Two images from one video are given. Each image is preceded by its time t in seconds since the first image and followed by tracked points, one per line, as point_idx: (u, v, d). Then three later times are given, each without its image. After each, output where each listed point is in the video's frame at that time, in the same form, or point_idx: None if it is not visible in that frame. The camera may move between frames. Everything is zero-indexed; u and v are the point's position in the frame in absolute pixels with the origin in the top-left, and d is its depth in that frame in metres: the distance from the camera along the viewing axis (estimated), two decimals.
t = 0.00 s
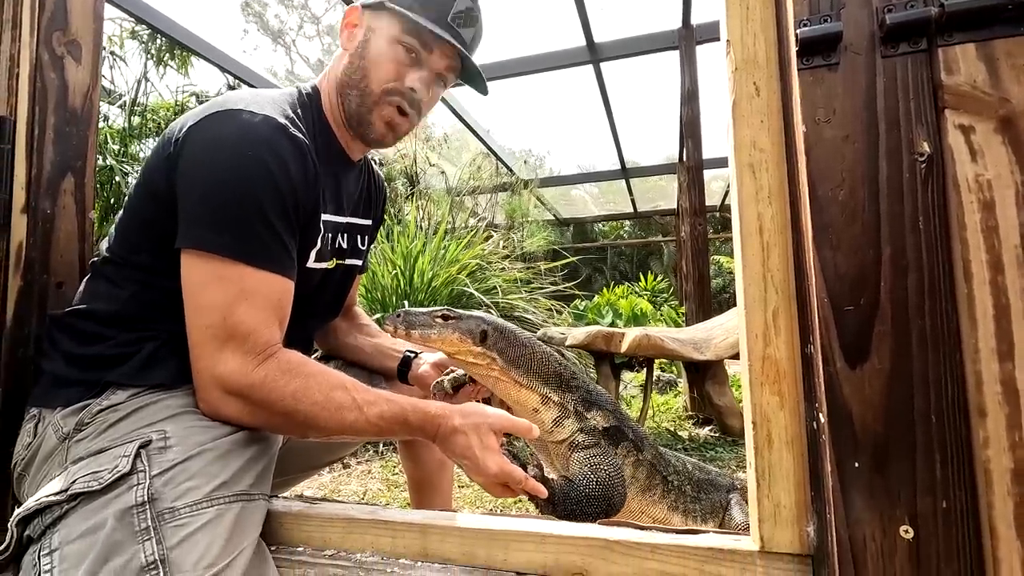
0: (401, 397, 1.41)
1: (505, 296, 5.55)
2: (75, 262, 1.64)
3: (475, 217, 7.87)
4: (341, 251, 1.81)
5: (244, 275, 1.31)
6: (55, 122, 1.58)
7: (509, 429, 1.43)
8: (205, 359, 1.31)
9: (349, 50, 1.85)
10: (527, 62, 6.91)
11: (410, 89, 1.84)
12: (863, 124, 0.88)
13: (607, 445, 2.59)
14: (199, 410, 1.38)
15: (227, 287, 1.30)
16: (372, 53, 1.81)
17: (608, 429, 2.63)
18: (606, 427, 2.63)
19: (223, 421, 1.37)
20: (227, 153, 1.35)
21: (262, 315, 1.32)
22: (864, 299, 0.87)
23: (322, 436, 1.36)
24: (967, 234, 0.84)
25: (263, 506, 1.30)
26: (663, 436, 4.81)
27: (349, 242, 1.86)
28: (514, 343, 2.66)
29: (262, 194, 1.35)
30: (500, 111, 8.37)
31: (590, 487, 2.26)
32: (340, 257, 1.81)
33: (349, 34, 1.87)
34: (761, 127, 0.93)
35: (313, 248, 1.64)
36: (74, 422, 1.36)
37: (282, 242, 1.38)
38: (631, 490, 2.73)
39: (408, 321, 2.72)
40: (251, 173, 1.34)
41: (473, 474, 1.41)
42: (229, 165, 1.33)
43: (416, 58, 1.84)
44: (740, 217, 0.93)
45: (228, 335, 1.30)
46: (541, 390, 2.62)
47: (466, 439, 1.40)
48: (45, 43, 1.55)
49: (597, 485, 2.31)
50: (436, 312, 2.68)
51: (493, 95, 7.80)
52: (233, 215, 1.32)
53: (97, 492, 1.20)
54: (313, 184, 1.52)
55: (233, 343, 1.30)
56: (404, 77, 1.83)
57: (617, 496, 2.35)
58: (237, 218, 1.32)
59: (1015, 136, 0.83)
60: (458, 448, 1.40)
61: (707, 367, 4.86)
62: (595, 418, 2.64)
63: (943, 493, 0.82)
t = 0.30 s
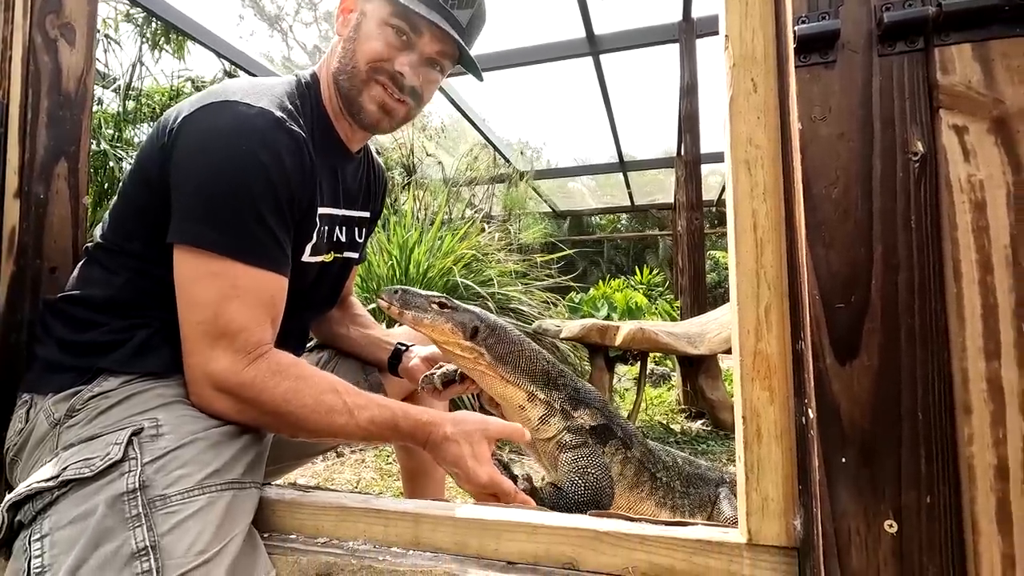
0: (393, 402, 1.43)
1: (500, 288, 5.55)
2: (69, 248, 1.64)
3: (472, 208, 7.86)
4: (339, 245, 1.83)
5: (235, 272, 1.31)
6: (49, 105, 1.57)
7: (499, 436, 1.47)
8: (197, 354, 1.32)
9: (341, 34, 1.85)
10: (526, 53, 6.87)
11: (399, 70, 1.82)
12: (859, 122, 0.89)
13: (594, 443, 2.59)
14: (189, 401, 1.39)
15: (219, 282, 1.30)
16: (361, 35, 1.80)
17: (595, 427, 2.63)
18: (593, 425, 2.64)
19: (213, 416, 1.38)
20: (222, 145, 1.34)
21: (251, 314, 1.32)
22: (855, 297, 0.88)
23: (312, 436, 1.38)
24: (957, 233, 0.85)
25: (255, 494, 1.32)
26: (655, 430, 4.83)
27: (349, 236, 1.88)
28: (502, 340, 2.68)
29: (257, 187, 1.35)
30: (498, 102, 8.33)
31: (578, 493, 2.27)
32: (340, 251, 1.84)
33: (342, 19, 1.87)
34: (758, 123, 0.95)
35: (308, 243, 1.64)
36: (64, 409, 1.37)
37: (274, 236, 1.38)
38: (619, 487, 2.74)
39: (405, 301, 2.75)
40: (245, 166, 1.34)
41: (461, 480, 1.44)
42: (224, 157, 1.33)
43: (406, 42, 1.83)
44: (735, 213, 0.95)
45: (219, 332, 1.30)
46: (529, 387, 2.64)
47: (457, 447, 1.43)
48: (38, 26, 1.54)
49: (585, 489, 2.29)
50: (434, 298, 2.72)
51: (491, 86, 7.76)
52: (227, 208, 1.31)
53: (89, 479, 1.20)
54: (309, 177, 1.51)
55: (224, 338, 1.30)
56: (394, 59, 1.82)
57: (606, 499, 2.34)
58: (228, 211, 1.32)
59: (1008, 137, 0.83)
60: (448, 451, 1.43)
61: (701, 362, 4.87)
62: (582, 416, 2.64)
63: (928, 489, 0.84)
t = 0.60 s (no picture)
0: (389, 413, 1.42)
1: (500, 289, 5.55)
2: (71, 245, 1.64)
3: (472, 209, 7.87)
4: (345, 248, 1.84)
5: (235, 276, 1.32)
6: (53, 103, 1.57)
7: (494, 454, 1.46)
8: (195, 356, 1.33)
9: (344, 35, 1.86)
10: (528, 56, 6.90)
11: (400, 70, 1.83)
12: (857, 134, 0.90)
13: (588, 452, 2.61)
14: (186, 400, 1.39)
15: (218, 285, 1.31)
16: (363, 35, 1.82)
17: (589, 437, 2.65)
18: (587, 435, 2.66)
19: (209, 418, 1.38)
20: (223, 147, 1.35)
21: (248, 317, 1.33)
22: (851, 306, 0.89)
23: (304, 444, 1.37)
24: (954, 244, 0.86)
25: (252, 493, 1.32)
26: (652, 434, 4.84)
27: (355, 238, 1.90)
28: (498, 345, 2.68)
29: (257, 189, 1.35)
30: (500, 104, 8.36)
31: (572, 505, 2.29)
32: (344, 254, 1.85)
33: (347, 20, 1.88)
34: (759, 131, 0.96)
35: (311, 244, 1.65)
36: (63, 405, 1.37)
37: (272, 238, 1.38)
38: (612, 496, 2.75)
39: (400, 300, 2.66)
40: (245, 167, 1.34)
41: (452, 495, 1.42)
42: (224, 159, 1.34)
43: (409, 41, 1.85)
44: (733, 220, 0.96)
45: (216, 335, 1.31)
46: (523, 394, 2.66)
47: (451, 463, 1.41)
48: (44, 24, 1.55)
49: (578, 502, 2.31)
50: (432, 300, 2.64)
51: (493, 88, 7.79)
52: (227, 209, 1.32)
53: (88, 476, 1.21)
54: (309, 179, 1.52)
55: (222, 340, 1.31)
56: (395, 59, 1.82)
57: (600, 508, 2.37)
58: (227, 212, 1.32)
59: (1004, 150, 0.84)
60: (442, 466, 1.41)
61: (698, 366, 4.88)
62: (575, 425, 2.66)
63: (922, 497, 0.84)
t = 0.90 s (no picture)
0: (396, 409, 1.42)
1: (505, 284, 5.55)
2: (82, 236, 1.65)
3: (478, 203, 7.86)
4: (353, 241, 1.84)
5: (245, 272, 1.32)
6: (64, 94, 1.58)
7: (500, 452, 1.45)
8: (205, 351, 1.33)
9: (365, 42, 1.77)
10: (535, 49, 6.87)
11: (427, 90, 1.77)
12: (872, 126, 0.89)
13: (595, 451, 2.61)
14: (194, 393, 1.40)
15: (227, 280, 1.31)
16: (388, 52, 1.73)
17: (596, 435, 2.66)
18: (594, 433, 2.66)
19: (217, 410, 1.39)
20: (232, 141, 1.35)
21: (258, 312, 1.33)
22: (864, 300, 0.88)
23: (309, 438, 1.37)
24: (969, 239, 0.85)
25: (262, 483, 1.33)
26: (657, 429, 4.84)
27: (362, 232, 1.90)
28: (506, 339, 2.68)
29: (266, 184, 1.36)
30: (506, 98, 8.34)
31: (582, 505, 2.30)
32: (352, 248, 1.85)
33: (363, 21, 1.76)
34: (770, 125, 0.95)
35: (319, 239, 1.65)
36: (75, 395, 1.38)
37: (281, 233, 1.39)
38: (617, 493, 2.76)
39: (410, 289, 2.68)
40: (254, 163, 1.34)
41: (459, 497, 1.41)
42: (234, 154, 1.34)
43: (434, 60, 1.74)
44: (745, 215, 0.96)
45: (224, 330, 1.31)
46: (531, 392, 2.64)
47: (458, 460, 1.41)
48: (54, 15, 1.55)
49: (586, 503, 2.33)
50: (441, 291, 2.66)
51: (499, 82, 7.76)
52: (236, 204, 1.32)
53: (101, 465, 1.21)
54: (318, 174, 1.52)
55: (232, 334, 1.31)
56: (422, 78, 1.75)
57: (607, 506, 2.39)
58: (237, 207, 1.33)
59: (1021, 143, 0.83)
60: (450, 462, 1.41)
61: (703, 362, 4.88)
62: (583, 424, 2.66)
63: (932, 492, 0.84)
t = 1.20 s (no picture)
0: (394, 405, 1.42)
1: (507, 281, 5.55)
2: (85, 231, 1.65)
3: (479, 200, 7.86)
4: (355, 236, 1.83)
5: (244, 268, 1.32)
6: (66, 89, 1.57)
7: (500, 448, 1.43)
8: (203, 348, 1.33)
9: (369, 42, 1.75)
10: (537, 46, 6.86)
11: (433, 93, 1.77)
12: (878, 122, 0.89)
13: (594, 442, 2.62)
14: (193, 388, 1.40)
15: (226, 277, 1.31)
16: (396, 55, 1.72)
17: (596, 426, 2.66)
18: (594, 424, 2.66)
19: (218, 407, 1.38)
20: (233, 138, 1.35)
21: (258, 309, 1.33)
22: (870, 296, 0.88)
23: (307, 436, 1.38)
24: (976, 234, 0.85)
25: (265, 478, 1.33)
26: (658, 426, 4.84)
27: (364, 228, 1.89)
28: (504, 324, 2.72)
29: (268, 181, 1.35)
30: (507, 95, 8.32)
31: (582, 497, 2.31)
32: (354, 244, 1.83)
33: (368, 20, 1.76)
34: (776, 120, 0.96)
35: (320, 235, 1.65)
36: (77, 389, 1.38)
37: (282, 230, 1.39)
38: (618, 488, 2.76)
39: (413, 265, 2.85)
40: (255, 159, 1.34)
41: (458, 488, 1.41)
42: (235, 150, 1.34)
43: (442, 62, 1.74)
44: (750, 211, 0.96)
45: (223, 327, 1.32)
46: (529, 376, 2.65)
47: (457, 456, 1.40)
48: (57, 10, 1.54)
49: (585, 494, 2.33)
50: (443, 270, 2.76)
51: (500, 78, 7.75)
52: (238, 201, 1.32)
53: (104, 459, 1.22)
54: (319, 170, 1.52)
55: (230, 330, 1.32)
56: (429, 82, 1.75)
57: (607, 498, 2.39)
58: (239, 204, 1.32)
59: None
60: (449, 457, 1.41)
61: (705, 359, 4.88)
62: (582, 414, 2.67)
63: (938, 487, 0.84)
